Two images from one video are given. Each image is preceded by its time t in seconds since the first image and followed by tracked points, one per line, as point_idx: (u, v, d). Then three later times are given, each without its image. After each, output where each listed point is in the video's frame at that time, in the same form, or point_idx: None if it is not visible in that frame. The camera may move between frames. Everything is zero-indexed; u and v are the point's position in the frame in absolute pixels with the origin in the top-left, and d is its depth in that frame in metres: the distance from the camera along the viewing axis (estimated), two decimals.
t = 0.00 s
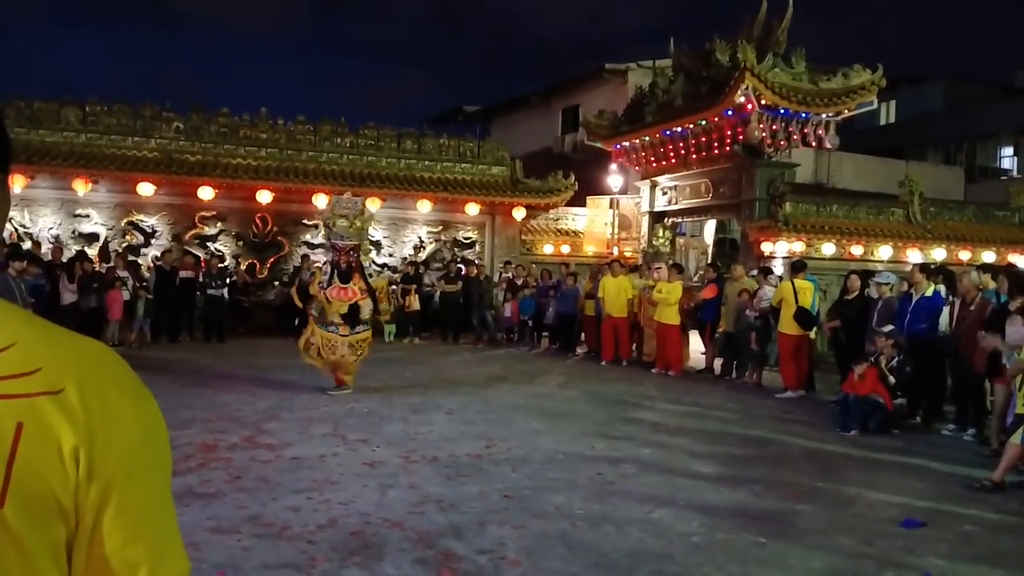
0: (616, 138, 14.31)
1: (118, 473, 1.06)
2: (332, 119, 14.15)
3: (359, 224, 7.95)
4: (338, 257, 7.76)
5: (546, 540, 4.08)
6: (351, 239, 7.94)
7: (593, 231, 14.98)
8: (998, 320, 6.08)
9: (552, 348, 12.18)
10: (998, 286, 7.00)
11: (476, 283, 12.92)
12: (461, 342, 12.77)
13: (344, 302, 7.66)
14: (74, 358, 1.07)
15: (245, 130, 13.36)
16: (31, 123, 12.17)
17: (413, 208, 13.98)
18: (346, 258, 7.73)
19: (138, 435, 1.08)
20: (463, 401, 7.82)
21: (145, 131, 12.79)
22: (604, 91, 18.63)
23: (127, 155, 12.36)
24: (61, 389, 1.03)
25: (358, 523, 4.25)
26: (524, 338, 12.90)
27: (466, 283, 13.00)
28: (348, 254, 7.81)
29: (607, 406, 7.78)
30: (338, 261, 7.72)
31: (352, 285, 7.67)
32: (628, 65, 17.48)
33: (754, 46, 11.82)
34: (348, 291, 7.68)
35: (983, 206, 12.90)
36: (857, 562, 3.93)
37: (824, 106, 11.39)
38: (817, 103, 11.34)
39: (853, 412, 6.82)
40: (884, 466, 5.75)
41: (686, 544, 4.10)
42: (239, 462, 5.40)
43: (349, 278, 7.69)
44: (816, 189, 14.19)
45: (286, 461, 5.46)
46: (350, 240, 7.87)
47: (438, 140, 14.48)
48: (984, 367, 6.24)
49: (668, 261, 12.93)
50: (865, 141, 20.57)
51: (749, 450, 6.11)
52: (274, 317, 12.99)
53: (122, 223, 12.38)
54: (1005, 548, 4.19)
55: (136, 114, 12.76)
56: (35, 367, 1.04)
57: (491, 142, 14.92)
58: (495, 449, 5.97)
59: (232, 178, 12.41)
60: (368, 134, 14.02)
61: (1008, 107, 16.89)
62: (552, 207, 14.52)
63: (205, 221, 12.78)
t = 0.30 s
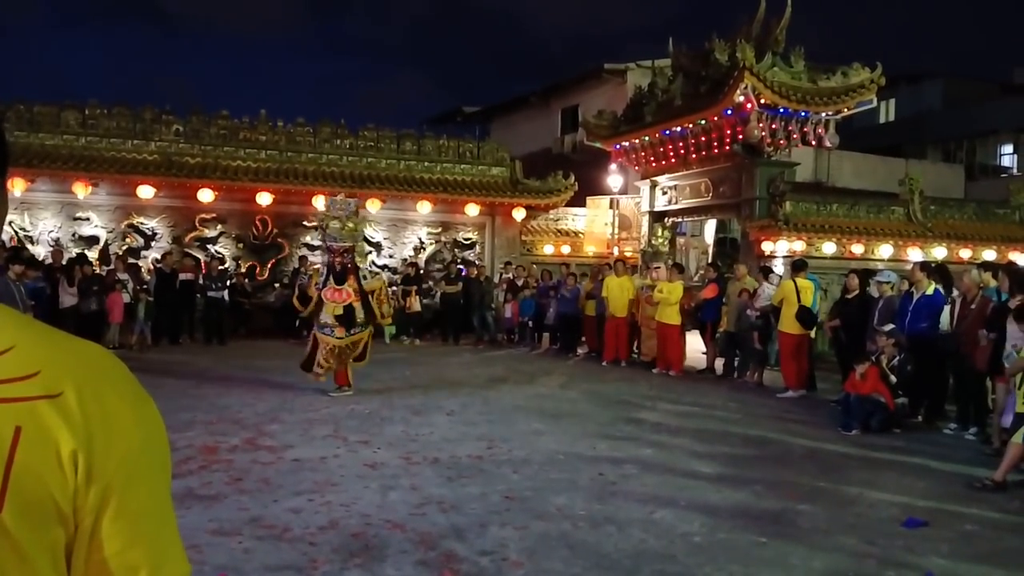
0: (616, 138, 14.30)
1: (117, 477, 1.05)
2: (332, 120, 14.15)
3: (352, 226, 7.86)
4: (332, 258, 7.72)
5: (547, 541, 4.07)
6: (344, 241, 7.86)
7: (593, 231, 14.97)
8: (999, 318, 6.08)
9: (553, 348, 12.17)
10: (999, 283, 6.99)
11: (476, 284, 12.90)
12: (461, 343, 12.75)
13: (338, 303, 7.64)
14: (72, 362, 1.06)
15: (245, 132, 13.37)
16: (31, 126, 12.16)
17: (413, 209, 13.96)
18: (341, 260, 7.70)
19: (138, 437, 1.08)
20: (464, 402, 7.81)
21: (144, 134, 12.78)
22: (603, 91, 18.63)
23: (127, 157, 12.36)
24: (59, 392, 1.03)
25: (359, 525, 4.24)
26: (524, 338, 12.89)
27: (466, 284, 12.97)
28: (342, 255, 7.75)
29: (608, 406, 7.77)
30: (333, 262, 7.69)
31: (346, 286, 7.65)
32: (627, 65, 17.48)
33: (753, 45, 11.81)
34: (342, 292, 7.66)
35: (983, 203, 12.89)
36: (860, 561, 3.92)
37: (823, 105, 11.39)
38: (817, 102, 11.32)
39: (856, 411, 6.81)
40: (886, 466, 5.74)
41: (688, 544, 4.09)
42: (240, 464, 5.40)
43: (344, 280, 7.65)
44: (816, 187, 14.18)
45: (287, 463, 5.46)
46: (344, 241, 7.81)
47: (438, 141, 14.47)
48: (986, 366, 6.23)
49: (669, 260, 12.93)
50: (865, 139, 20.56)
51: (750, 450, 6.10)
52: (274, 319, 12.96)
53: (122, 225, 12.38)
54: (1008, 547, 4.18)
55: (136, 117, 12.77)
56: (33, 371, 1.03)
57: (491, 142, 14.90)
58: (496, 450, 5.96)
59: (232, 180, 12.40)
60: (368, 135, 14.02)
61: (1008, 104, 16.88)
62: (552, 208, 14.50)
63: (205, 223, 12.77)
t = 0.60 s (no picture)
0: (615, 137, 14.30)
1: (118, 485, 1.05)
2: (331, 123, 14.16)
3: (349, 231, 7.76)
4: (330, 266, 7.64)
5: (551, 540, 4.07)
6: (342, 248, 7.75)
7: (593, 230, 15.01)
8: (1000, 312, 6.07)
9: (555, 348, 12.18)
10: (1000, 276, 6.98)
11: (476, 285, 12.87)
12: (463, 344, 12.76)
13: (337, 312, 7.57)
14: (71, 372, 1.06)
15: (244, 137, 13.37)
16: (29, 134, 12.18)
17: (413, 210, 13.95)
18: (339, 267, 7.59)
19: (139, 445, 1.08)
20: (467, 403, 7.81)
21: (143, 140, 12.78)
22: (602, 90, 18.62)
23: (126, 164, 12.36)
24: (58, 402, 1.03)
25: (364, 527, 4.24)
26: (526, 338, 12.89)
27: (467, 285, 12.95)
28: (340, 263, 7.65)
29: (611, 405, 7.77)
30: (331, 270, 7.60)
31: (344, 294, 7.56)
32: (625, 63, 17.47)
33: (751, 42, 11.79)
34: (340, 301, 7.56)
35: (984, 197, 12.87)
36: (864, 556, 3.92)
37: (822, 100, 11.38)
38: (817, 98, 11.31)
39: (858, 406, 6.80)
40: (889, 461, 5.73)
41: (692, 542, 4.09)
42: (244, 468, 5.40)
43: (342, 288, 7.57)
44: (816, 184, 14.17)
45: (291, 467, 5.45)
46: (342, 248, 7.72)
47: (437, 142, 14.47)
48: (988, 360, 6.22)
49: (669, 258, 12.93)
50: (864, 135, 20.55)
51: (753, 447, 6.09)
52: (275, 322, 12.96)
53: (122, 232, 12.39)
54: (1013, 540, 4.17)
55: (134, 124, 12.75)
56: (32, 381, 1.03)
57: (490, 143, 14.88)
58: (499, 450, 5.95)
59: (232, 185, 12.40)
60: (366, 138, 14.02)
61: (1007, 97, 16.85)
62: (552, 208, 14.50)
63: (206, 228, 12.78)
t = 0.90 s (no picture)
0: (617, 135, 14.26)
1: (124, 485, 1.02)
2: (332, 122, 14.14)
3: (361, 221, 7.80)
4: (340, 256, 7.56)
5: (555, 538, 4.05)
6: (353, 237, 7.69)
7: (596, 227, 14.99)
8: (1006, 308, 6.04)
9: (557, 346, 12.15)
10: (1005, 273, 6.96)
11: (479, 283, 12.79)
12: (466, 342, 12.73)
13: (347, 301, 7.46)
14: (76, 370, 1.04)
15: (246, 137, 13.35)
16: (34, 135, 12.17)
17: (415, 209, 13.94)
18: (349, 257, 7.55)
19: (145, 444, 1.05)
20: (470, 402, 7.78)
21: (146, 140, 12.75)
22: (604, 88, 18.57)
23: (128, 164, 12.35)
24: (63, 401, 1.00)
25: (368, 525, 4.22)
26: (528, 336, 12.87)
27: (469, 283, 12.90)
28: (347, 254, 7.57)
29: (615, 403, 7.74)
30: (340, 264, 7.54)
31: (356, 284, 7.45)
32: (627, 61, 17.43)
33: (753, 38, 11.74)
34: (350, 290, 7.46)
35: (989, 193, 12.81)
36: (869, 554, 3.89)
37: (826, 96, 11.35)
38: (819, 94, 11.29)
39: (863, 404, 6.76)
40: (894, 459, 5.70)
41: (696, 540, 4.06)
42: (248, 466, 5.38)
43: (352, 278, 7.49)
44: (818, 180, 14.13)
45: (295, 465, 5.43)
46: (352, 237, 7.67)
47: (438, 141, 14.44)
48: (993, 357, 6.19)
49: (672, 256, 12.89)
50: (866, 132, 20.51)
51: (758, 445, 6.06)
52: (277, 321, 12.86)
53: (126, 232, 12.37)
54: (1019, 538, 4.13)
55: (137, 124, 12.73)
56: (38, 381, 1.00)
57: (491, 141, 14.86)
58: (502, 449, 5.93)
59: (234, 185, 12.38)
60: (368, 137, 14.00)
61: (1011, 93, 16.79)
62: (553, 206, 14.47)
63: (208, 228, 12.75)
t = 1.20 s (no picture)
0: (624, 133, 14.27)
1: (131, 482, 1.05)
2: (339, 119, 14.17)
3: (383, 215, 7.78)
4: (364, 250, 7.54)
5: (561, 535, 4.07)
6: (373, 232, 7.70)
7: (603, 225, 14.83)
8: (1014, 307, 6.03)
9: (564, 344, 12.18)
10: (1013, 272, 6.95)
11: (486, 280, 12.80)
12: (473, 340, 12.76)
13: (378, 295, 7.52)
14: (82, 370, 1.06)
15: (253, 134, 13.40)
16: (41, 131, 12.23)
17: (422, 206, 13.99)
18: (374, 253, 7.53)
19: (152, 444, 1.08)
20: (476, 399, 7.81)
21: (153, 137, 12.83)
22: (611, 85, 18.57)
23: (136, 160, 12.40)
24: (71, 400, 1.02)
25: (375, 522, 4.25)
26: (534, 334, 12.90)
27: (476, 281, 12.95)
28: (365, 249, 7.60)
29: (621, 401, 7.76)
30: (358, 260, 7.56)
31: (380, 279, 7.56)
32: (634, 58, 17.43)
33: (761, 36, 11.70)
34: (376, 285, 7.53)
35: (997, 192, 12.77)
36: (874, 552, 3.90)
37: (833, 95, 11.32)
38: (828, 92, 11.27)
39: (869, 402, 6.76)
40: (900, 457, 5.70)
41: (702, 538, 4.08)
42: (255, 463, 5.42)
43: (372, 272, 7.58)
44: (826, 178, 14.11)
45: (302, 462, 5.47)
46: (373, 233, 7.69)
47: (446, 138, 14.47)
48: (1001, 356, 6.19)
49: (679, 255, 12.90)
50: (874, 130, 20.47)
51: (764, 443, 6.07)
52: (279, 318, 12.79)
53: (134, 228, 12.43)
54: None
55: (145, 121, 12.83)
56: (46, 379, 1.02)
57: (498, 139, 14.88)
58: (508, 446, 5.96)
59: (242, 182, 12.44)
60: (376, 134, 14.04)
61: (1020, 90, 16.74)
62: (560, 204, 14.48)
63: (216, 225, 12.80)
